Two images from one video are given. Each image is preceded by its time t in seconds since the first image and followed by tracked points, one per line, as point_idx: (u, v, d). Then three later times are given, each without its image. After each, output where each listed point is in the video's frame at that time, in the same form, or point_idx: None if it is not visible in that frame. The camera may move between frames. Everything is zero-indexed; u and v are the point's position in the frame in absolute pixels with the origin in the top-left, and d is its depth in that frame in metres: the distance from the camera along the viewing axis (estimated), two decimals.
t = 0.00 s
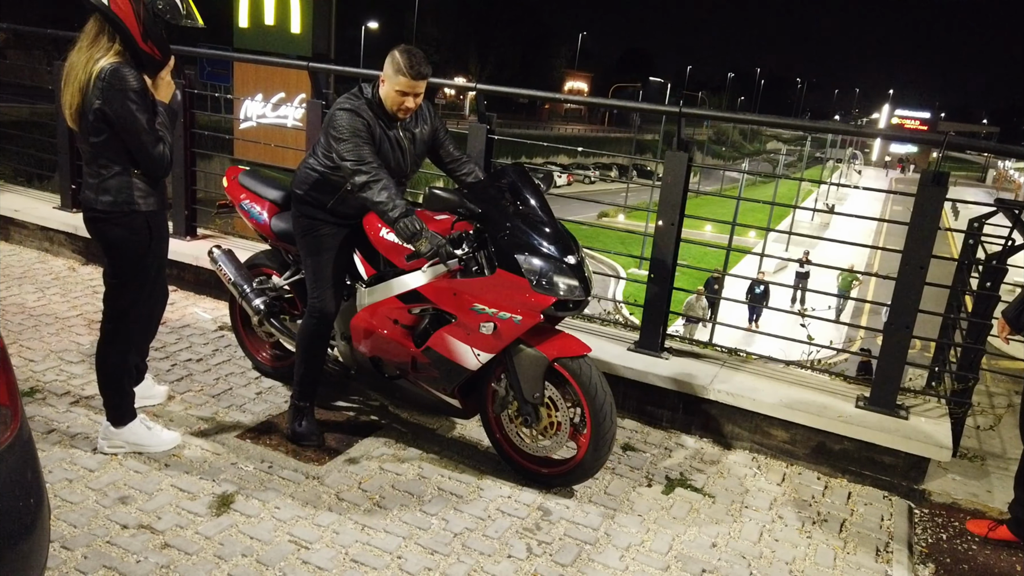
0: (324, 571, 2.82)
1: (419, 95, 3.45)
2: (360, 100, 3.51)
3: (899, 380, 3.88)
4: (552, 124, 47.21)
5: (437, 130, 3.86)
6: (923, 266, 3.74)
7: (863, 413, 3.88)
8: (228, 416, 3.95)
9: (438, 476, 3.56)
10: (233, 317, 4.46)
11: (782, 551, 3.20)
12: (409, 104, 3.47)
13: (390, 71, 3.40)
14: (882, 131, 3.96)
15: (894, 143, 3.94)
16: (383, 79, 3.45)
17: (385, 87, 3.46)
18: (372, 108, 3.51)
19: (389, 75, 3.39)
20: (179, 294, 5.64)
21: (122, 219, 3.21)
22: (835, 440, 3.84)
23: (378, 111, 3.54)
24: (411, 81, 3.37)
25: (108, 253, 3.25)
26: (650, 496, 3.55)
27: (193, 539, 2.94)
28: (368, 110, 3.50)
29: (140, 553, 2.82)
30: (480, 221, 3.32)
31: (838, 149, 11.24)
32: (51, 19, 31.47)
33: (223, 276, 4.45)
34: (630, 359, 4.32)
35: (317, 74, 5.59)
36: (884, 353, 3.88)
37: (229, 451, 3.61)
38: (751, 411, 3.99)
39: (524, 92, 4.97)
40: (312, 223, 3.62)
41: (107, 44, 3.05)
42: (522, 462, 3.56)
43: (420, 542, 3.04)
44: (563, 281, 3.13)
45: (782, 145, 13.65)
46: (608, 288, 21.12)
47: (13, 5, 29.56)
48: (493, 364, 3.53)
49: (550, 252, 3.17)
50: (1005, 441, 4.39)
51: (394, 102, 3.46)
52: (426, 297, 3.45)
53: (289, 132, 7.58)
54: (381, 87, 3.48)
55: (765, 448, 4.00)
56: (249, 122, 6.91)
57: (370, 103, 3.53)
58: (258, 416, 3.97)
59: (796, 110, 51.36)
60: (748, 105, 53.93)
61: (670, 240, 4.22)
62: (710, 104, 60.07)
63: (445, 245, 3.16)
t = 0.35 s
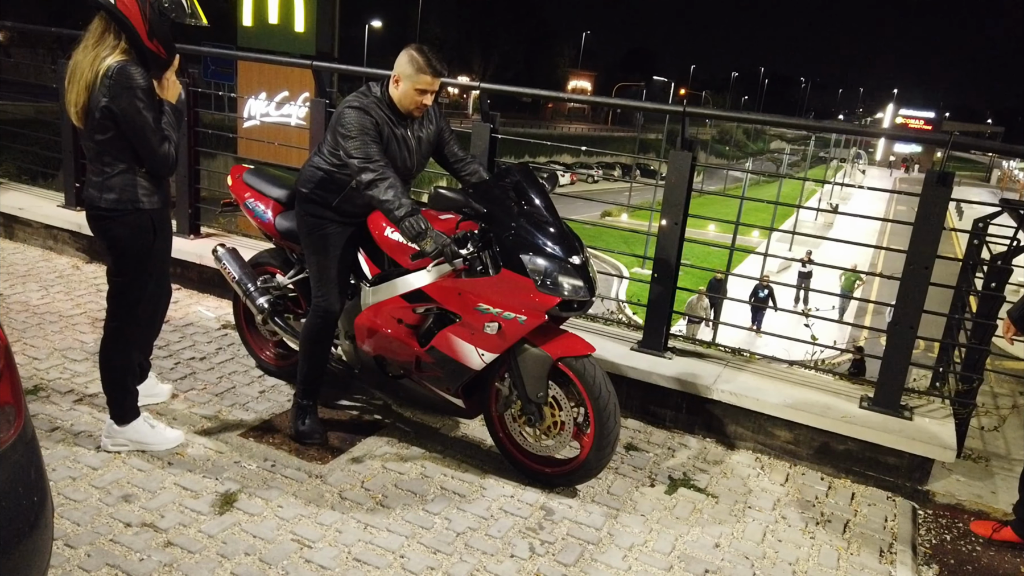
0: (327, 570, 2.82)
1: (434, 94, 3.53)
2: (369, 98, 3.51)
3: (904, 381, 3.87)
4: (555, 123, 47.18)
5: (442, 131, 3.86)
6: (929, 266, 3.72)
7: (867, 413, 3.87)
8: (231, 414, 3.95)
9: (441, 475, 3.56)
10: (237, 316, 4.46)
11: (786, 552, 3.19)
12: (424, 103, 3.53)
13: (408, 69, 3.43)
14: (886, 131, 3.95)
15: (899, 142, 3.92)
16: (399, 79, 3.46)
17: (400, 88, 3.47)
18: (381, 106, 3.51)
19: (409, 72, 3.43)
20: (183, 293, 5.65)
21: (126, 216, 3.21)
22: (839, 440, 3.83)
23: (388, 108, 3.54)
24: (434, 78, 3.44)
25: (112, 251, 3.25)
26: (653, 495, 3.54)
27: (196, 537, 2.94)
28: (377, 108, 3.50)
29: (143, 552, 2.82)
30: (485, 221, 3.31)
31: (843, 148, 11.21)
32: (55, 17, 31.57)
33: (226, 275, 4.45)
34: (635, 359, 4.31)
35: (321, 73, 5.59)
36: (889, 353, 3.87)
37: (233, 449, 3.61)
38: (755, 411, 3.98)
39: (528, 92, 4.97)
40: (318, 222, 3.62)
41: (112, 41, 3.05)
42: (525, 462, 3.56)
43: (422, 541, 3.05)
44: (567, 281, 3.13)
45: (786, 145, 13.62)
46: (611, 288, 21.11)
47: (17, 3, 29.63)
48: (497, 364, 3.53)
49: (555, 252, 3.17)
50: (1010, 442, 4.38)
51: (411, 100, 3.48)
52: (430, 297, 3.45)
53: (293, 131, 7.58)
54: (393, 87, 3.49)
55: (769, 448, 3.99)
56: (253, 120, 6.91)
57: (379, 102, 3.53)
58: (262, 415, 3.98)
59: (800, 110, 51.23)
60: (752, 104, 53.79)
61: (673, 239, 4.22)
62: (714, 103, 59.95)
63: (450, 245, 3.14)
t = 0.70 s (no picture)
0: (330, 569, 2.82)
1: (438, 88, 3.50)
2: (379, 95, 3.50)
3: (909, 382, 3.86)
4: (559, 122, 47.19)
5: (450, 129, 3.85)
6: (935, 266, 3.71)
7: (872, 414, 3.86)
8: (235, 413, 3.95)
9: (445, 474, 3.56)
10: (241, 314, 4.47)
11: (790, 552, 3.19)
12: (428, 98, 3.50)
13: (411, 63, 3.45)
14: (892, 131, 3.93)
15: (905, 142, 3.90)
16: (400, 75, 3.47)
17: (403, 82, 3.49)
18: (390, 103, 3.51)
19: (409, 67, 3.43)
20: (188, 291, 5.65)
21: (135, 212, 3.23)
22: (843, 441, 3.82)
23: (398, 107, 3.53)
24: (433, 70, 3.42)
25: (119, 248, 3.25)
26: (657, 495, 3.54)
27: (200, 535, 2.94)
28: (387, 105, 3.50)
29: (147, 549, 2.82)
30: (489, 221, 3.31)
31: (847, 148, 11.17)
32: (60, 15, 31.62)
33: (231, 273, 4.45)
34: (639, 359, 4.30)
35: (326, 71, 5.59)
36: (894, 354, 3.86)
37: (236, 448, 3.61)
38: (760, 411, 3.97)
39: (532, 91, 4.96)
40: (323, 219, 3.62)
41: (128, 39, 3.05)
42: (529, 462, 3.55)
43: (426, 540, 3.04)
44: (571, 281, 3.12)
45: (791, 145, 13.60)
46: (615, 287, 21.10)
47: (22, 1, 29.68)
48: (500, 364, 3.53)
49: (559, 252, 3.17)
50: (1015, 443, 4.37)
51: (413, 95, 3.47)
52: (434, 296, 3.45)
53: (298, 129, 7.59)
54: (397, 82, 3.50)
55: (773, 449, 3.98)
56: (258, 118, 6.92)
57: (389, 99, 3.53)
58: (266, 413, 3.98)
59: (805, 109, 51.14)
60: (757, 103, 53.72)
61: (678, 239, 4.22)
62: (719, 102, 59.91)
63: (454, 246, 3.13)
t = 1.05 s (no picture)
0: (335, 568, 2.82)
1: (424, 82, 3.46)
2: (380, 95, 3.51)
3: (916, 384, 3.84)
4: (564, 121, 47.18)
5: (454, 129, 3.84)
6: (942, 267, 3.69)
7: (878, 416, 3.84)
8: (241, 411, 3.96)
9: (450, 474, 3.56)
10: (247, 314, 4.47)
11: (796, 554, 3.18)
12: (415, 95, 3.49)
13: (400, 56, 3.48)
14: (898, 131, 3.91)
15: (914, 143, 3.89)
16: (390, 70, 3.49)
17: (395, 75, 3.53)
18: (392, 104, 3.52)
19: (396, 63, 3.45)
20: (193, 289, 5.67)
21: (149, 206, 3.25)
22: (849, 442, 3.81)
23: (399, 107, 3.54)
24: (415, 64, 3.40)
25: (133, 244, 3.26)
26: (662, 496, 3.53)
27: (205, 534, 2.95)
28: (389, 105, 3.50)
29: (153, 548, 2.83)
30: (494, 221, 3.31)
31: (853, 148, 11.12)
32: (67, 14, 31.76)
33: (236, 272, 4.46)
34: (644, 360, 4.29)
35: (332, 70, 5.59)
36: (900, 355, 3.85)
37: (241, 447, 3.61)
38: (765, 412, 3.96)
39: (538, 90, 4.96)
40: (327, 219, 3.62)
41: (146, 37, 3.11)
42: (534, 462, 3.55)
43: (431, 540, 3.04)
44: (576, 282, 3.12)
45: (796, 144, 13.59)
46: (619, 287, 21.09)
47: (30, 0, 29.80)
48: (505, 364, 3.53)
49: (564, 253, 3.17)
50: (1022, 446, 4.34)
51: (400, 89, 3.47)
52: (439, 297, 3.44)
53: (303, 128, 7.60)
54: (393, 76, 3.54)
55: (778, 450, 3.97)
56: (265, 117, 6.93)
57: (390, 99, 3.53)
58: (271, 412, 3.99)
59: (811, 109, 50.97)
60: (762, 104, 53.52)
61: (684, 240, 4.21)
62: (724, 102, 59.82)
63: (459, 246, 3.15)
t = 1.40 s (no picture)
0: (342, 567, 2.83)
1: (428, 80, 3.45)
2: (385, 95, 3.51)
3: (923, 386, 3.83)
4: (571, 121, 47.18)
5: (461, 126, 3.83)
6: (951, 269, 3.68)
7: (885, 418, 3.83)
8: (248, 411, 3.97)
9: (456, 474, 3.56)
10: (253, 313, 4.48)
11: (802, 556, 3.17)
12: (420, 93, 3.47)
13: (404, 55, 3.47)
14: (906, 131, 3.89)
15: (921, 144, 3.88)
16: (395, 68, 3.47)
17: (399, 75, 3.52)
18: (397, 104, 3.52)
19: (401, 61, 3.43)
20: (201, 288, 5.69)
21: (157, 196, 3.33)
22: (856, 444, 3.80)
23: (403, 107, 3.54)
24: (417, 62, 3.39)
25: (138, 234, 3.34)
26: (668, 498, 3.53)
27: (212, 533, 2.95)
28: (394, 105, 3.50)
29: (160, 546, 2.84)
30: (499, 221, 3.31)
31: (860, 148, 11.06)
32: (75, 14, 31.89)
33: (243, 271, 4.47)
34: (651, 360, 4.29)
35: (339, 70, 5.60)
36: (907, 357, 3.83)
37: (248, 446, 3.62)
38: (771, 414, 3.95)
39: (544, 90, 4.95)
40: (334, 218, 3.63)
41: (155, 33, 3.17)
42: (539, 463, 3.55)
43: (437, 540, 3.05)
44: (581, 282, 3.12)
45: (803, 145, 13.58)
46: (625, 288, 21.06)
47: None
48: (511, 364, 3.52)
49: (569, 253, 3.17)
50: None
51: (404, 89, 3.47)
52: (444, 297, 3.45)
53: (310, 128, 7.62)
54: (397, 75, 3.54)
55: (785, 452, 3.96)
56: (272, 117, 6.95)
57: (395, 99, 3.53)
58: (278, 411, 4.00)
59: (818, 110, 50.88)
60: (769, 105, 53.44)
61: (691, 240, 4.21)
62: (731, 103, 59.72)
63: (464, 247, 3.15)
